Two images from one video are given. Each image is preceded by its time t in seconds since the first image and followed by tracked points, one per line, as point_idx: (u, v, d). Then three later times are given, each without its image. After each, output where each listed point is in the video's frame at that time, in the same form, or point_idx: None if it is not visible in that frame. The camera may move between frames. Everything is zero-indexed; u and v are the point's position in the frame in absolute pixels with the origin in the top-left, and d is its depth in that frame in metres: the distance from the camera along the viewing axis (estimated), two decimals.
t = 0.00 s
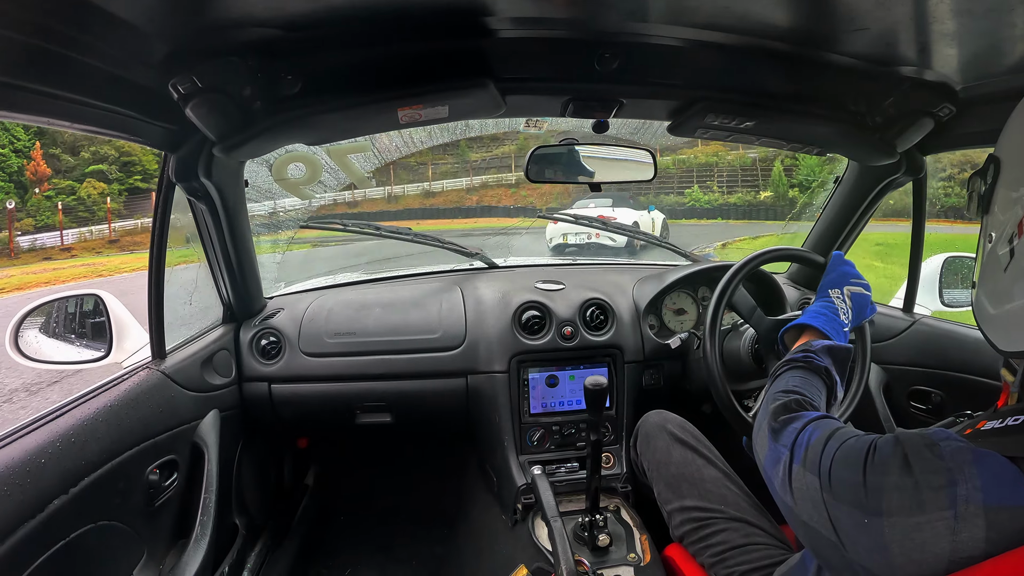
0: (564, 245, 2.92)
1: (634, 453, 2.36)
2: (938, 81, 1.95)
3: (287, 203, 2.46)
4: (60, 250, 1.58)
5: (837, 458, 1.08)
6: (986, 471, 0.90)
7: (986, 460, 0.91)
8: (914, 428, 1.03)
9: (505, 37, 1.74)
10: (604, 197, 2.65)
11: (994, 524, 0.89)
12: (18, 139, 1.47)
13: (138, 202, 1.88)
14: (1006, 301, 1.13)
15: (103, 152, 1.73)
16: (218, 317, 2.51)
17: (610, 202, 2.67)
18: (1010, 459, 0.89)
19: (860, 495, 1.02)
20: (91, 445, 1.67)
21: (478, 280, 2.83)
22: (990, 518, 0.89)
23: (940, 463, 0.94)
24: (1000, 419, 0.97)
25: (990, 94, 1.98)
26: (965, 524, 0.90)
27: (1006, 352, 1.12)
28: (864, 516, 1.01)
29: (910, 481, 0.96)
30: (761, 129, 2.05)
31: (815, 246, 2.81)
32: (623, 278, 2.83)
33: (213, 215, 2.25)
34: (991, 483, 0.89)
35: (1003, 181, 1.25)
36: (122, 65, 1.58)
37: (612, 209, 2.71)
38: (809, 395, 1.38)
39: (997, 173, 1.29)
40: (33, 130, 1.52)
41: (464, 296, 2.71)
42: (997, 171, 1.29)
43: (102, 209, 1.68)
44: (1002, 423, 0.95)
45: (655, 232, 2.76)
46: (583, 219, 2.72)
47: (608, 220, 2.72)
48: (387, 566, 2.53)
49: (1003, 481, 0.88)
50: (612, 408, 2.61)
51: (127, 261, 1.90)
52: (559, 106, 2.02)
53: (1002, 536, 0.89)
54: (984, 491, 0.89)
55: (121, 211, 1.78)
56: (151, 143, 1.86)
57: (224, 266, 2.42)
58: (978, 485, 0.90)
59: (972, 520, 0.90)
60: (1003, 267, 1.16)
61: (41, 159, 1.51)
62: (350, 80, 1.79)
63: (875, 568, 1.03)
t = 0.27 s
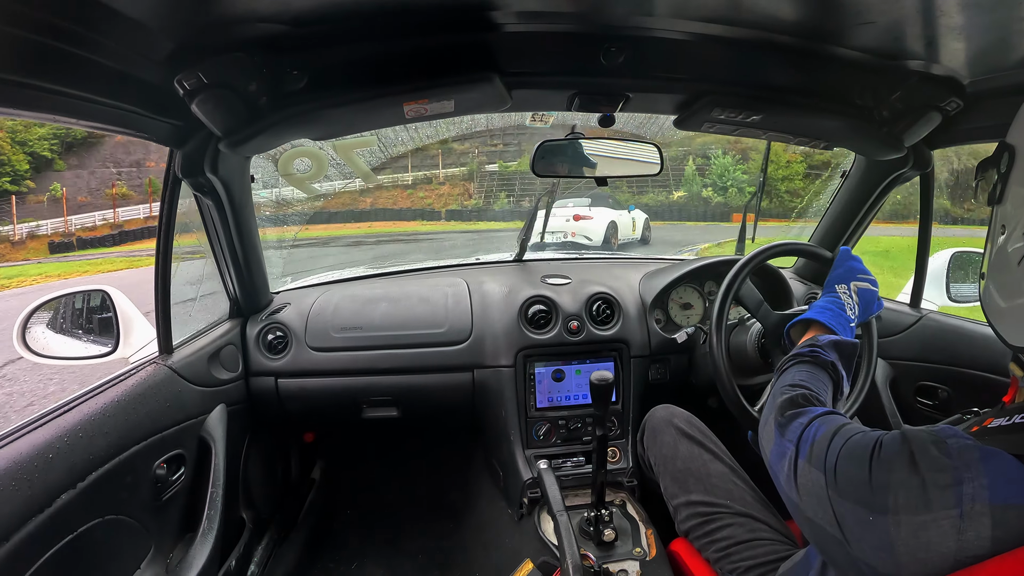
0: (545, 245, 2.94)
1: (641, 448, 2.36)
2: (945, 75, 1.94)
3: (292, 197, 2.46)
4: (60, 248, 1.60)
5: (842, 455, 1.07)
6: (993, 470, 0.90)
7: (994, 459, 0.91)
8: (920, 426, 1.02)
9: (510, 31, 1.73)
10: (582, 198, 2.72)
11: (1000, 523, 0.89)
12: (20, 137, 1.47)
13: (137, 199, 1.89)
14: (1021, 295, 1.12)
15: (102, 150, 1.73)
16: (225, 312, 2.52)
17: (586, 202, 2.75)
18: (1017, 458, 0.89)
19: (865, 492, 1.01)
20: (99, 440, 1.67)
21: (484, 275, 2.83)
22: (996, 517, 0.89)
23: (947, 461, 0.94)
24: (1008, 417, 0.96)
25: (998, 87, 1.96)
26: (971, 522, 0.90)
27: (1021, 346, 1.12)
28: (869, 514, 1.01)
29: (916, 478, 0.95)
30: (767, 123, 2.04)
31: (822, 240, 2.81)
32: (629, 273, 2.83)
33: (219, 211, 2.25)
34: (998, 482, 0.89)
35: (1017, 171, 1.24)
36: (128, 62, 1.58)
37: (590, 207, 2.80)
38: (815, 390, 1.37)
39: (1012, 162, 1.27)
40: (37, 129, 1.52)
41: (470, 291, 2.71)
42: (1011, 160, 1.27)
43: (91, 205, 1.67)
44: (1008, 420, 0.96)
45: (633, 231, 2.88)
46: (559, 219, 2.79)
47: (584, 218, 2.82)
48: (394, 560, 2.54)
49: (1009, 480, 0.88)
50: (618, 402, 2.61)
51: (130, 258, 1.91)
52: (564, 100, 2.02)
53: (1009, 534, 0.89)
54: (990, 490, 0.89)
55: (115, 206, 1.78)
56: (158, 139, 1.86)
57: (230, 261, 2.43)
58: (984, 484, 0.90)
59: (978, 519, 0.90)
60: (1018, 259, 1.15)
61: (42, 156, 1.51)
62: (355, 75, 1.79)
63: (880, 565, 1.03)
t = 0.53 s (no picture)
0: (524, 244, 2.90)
1: (641, 447, 2.36)
2: (943, 73, 1.94)
3: (291, 197, 2.46)
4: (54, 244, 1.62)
5: (842, 452, 1.08)
6: (993, 467, 0.90)
7: (994, 456, 0.91)
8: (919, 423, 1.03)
9: (508, 30, 1.74)
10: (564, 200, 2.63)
11: (1000, 520, 0.89)
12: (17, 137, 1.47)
13: (133, 198, 1.88)
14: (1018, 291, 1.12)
15: (100, 152, 1.73)
16: (225, 312, 2.52)
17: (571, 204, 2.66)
18: (1017, 455, 0.89)
19: (866, 489, 1.01)
20: (99, 441, 1.68)
21: (484, 275, 2.84)
22: (996, 513, 0.89)
23: (947, 458, 0.94)
24: (1007, 414, 0.96)
25: (997, 85, 1.96)
26: (971, 519, 0.90)
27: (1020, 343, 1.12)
28: (869, 511, 1.01)
29: (916, 475, 0.95)
30: (766, 122, 2.05)
31: (822, 239, 2.82)
32: (629, 271, 2.84)
33: (218, 211, 2.25)
34: (998, 479, 0.89)
35: (1014, 169, 1.24)
36: (126, 63, 1.58)
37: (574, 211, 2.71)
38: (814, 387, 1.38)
39: (1010, 159, 1.27)
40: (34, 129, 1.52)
41: (470, 290, 2.71)
42: (1009, 157, 1.28)
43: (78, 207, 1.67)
44: (1007, 419, 0.95)
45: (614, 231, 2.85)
46: (540, 220, 2.73)
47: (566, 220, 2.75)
48: (395, 559, 2.55)
49: (1009, 476, 0.88)
50: (619, 401, 2.62)
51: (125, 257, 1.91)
52: (563, 99, 2.02)
53: (1009, 531, 0.89)
54: (990, 487, 0.89)
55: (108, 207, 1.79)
56: (157, 140, 1.86)
57: (229, 261, 2.43)
58: (984, 481, 0.90)
59: (977, 515, 0.90)
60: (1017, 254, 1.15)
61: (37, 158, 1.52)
62: (354, 75, 1.79)
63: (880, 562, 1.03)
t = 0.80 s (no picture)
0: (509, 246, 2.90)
1: (639, 447, 2.36)
2: (942, 74, 1.94)
3: (289, 196, 2.47)
4: (53, 240, 1.60)
5: (841, 451, 1.07)
6: (992, 466, 0.90)
7: (992, 455, 0.91)
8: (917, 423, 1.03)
9: (507, 29, 1.74)
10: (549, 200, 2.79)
11: (999, 520, 0.89)
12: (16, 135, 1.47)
13: (133, 198, 1.88)
14: (1018, 289, 1.12)
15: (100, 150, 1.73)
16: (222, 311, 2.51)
17: (554, 205, 2.81)
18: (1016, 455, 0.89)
19: (865, 489, 1.01)
20: (97, 440, 1.67)
21: (482, 274, 2.84)
22: (995, 513, 0.89)
23: (945, 457, 0.94)
24: (1006, 414, 1.00)
25: (995, 85, 1.96)
26: (970, 519, 0.90)
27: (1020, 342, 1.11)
28: (868, 511, 1.01)
29: (916, 475, 0.95)
30: (765, 122, 2.05)
31: (819, 238, 2.82)
32: (627, 271, 2.84)
33: (216, 210, 2.25)
34: (997, 478, 0.89)
35: (1016, 167, 1.24)
36: (124, 61, 1.58)
37: (557, 210, 2.84)
38: (812, 388, 1.37)
39: (1010, 158, 1.27)
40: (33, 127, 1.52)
41: (468, 290, 2.72)
42: (1010, 155, 1.28)
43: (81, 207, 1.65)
44: (1006, 417, 0.99)
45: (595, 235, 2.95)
46: (528, 221, 2.78)
47: (552, 221, 2.85)
48: (392, 558, 2.55)
49: (1008, 476, 0.89)
50: (616, 401, 2.62)
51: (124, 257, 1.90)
52: (562, 99, 2.02)
53: (1007, 531, 0.89)
54: (989, 487, 0.90)
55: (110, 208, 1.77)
56: (154, 139, 1.86)
57: (227, 259, 2.42)
58: (983, 481, 0.90)
59: (976, 514, 0.90)
60: (1017, 252, 1.15)
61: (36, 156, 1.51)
62: (352, 74, 1.79)
63: (878, 561, 1.03)
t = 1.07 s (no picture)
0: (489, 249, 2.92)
1: (641, 448, 2.36)
2: (942, 73, 1.94)
3: (290, 196, 2.48)
4: (57, 247, 1.60)
5: (842, 451, 1.07)
6: (994, 466, 0.90)
7: (994, 455, 0.91)
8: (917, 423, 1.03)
9: (507, 29, 1.73)
10: (529, 202, 2.89)
11: (1001, 519, 0.89)
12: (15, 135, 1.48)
13: (137, 200, 1.88)
14: (1018, 290, 1.12)
15: (97, 152, 1.73)
16: (223, 312, 2.52)
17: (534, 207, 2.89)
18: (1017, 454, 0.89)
19: (866, 489, 1.01)
20: (98, 441, 1.67)
21: (482, 274, 2.85)
22: (997, 512, 0.89)
23: (947, 457, 0.94)
24: (1007, 413, 1.00)
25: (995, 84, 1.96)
26: (971, 519, 0.90)
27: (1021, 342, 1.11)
28: (870, 510, 1.01)
29: (917, 475, 0.95)
30: (765, 122, 2.05)
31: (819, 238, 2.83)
32: (628, 271, 2.84)
33: (216, 211, 2.25)
34: (999, 478, 0.89)
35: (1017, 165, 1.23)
36: (124, 62, 1.57)
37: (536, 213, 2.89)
38: (810, 386, 1.38)
39: (1011, 157, 1.27)
40: (32, 127, 1.52)
41: (468, 290, 2.72)
42: (1010, 155, 1.28)
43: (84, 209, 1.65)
44: (1007, 416, 1.00)
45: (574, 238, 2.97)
46: (508, 223, 2.86)
47: (534, 224, 2.88)
48: (393, 558, 2.55)
49: (1009, 475, 0.89)
50: (617, 401, 2.62)
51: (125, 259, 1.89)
52: (562, 99, 2.03)
53: (1010, 531, 0.89)
54: (991, 486, 0.89)
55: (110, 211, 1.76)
56: (154, 140, 1.86)
57: (228, 260, 2.42)
58: (985, 480, 0.90)
59: (978, 513, 0.90)
60: (1017, 251, 1.15)
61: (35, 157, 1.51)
62: (352, 75, 1.79)
63: (879, 560, 1.03)
